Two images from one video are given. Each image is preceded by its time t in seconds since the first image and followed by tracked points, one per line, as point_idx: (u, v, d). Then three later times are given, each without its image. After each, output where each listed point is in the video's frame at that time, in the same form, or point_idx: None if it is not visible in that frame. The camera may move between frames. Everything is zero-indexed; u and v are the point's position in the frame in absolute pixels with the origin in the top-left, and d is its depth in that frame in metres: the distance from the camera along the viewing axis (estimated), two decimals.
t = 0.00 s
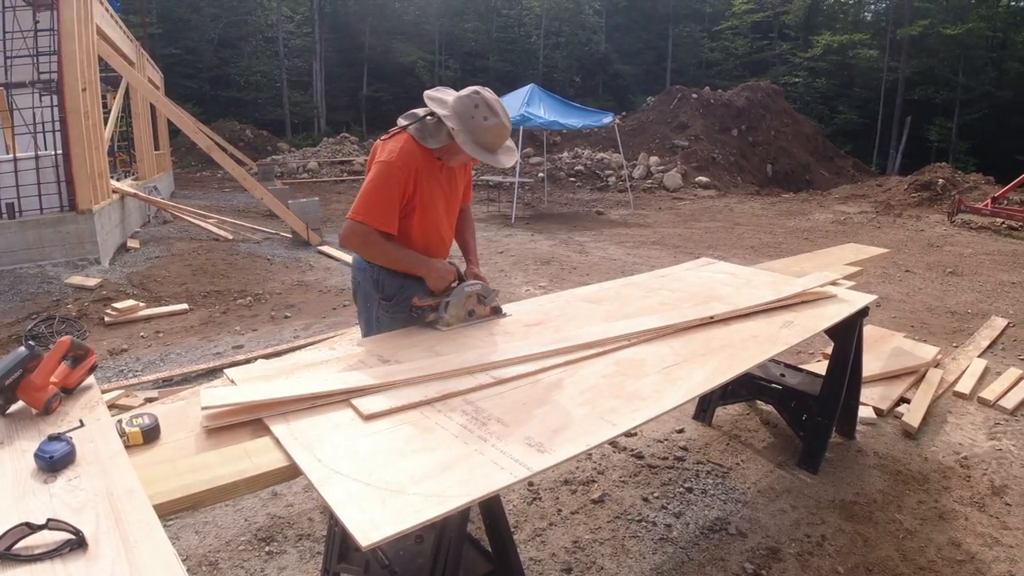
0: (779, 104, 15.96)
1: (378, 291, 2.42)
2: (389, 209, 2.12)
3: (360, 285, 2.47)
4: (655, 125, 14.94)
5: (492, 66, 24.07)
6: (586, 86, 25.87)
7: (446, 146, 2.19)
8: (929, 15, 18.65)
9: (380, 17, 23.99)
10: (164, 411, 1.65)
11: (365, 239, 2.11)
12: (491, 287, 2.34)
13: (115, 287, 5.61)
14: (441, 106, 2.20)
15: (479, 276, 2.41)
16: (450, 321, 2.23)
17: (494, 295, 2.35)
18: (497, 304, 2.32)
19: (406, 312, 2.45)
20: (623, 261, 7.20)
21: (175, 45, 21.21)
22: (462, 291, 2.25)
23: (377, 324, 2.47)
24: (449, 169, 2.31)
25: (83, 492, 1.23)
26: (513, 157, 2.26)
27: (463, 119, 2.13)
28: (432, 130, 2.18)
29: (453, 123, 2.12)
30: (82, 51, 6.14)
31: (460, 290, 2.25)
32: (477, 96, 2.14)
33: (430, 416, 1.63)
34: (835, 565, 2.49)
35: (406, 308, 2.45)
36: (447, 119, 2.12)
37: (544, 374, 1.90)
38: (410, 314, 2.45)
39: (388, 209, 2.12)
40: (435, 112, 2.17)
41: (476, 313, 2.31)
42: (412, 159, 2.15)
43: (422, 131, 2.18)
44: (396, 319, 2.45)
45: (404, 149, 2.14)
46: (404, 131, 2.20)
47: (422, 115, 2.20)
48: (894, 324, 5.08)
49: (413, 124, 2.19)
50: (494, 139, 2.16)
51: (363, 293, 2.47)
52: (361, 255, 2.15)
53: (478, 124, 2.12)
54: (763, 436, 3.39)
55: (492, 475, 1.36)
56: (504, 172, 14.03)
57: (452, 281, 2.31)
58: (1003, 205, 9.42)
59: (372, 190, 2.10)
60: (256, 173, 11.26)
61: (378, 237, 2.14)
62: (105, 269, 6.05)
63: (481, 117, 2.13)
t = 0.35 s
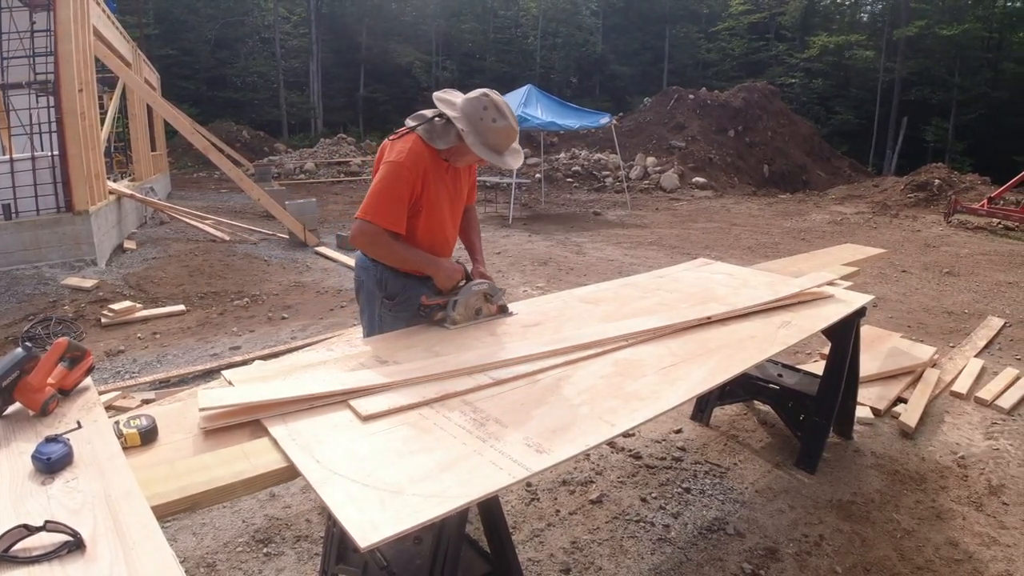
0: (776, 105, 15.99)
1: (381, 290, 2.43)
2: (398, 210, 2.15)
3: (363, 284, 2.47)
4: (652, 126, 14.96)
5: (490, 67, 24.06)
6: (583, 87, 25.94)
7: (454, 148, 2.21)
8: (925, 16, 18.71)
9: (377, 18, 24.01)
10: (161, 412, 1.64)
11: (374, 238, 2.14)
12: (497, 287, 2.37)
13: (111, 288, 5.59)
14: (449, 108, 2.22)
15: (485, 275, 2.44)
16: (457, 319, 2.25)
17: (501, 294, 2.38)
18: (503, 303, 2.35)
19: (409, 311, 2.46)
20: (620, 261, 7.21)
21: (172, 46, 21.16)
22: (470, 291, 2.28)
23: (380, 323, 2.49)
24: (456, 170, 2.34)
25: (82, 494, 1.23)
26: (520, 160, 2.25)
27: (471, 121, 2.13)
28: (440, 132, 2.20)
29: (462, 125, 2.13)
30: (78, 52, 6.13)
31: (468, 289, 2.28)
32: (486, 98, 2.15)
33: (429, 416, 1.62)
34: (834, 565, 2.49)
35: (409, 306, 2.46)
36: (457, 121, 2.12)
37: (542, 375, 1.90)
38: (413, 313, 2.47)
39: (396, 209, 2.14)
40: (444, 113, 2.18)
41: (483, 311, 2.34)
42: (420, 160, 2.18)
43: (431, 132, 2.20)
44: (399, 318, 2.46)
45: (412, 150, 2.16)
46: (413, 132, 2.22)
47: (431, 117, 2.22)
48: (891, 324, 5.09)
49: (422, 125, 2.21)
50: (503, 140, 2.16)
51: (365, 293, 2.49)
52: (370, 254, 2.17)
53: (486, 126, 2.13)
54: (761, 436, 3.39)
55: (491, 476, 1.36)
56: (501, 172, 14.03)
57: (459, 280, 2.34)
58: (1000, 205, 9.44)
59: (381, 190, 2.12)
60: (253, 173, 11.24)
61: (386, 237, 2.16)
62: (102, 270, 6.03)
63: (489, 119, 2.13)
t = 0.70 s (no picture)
0: (773, 105, 16.01)
1: (386, 289, 2.44)
2: (408, 209, 2.15)
3: (367, 283, 2.47)
4: (650, 126, 14.98)
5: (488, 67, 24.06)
6: (581, 87, 26.00)
7: (462, 148, 2.23)
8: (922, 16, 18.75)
9: (375, 18, 24.05)
10: (158, 413, 1.64)
11: (384, 238, 2.14)
12: (504, 284, 2.40)
13: (108, 289, 5.58)
14: (457, 109, 2.25)
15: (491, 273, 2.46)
16: (465, 317, 2.28)
17: (507, 292, 2.40)
18: (510, 301, 2.38)
19: (413, 310, 2.49)
20: (618, 261, 7.22)
21: (169, 47, 21.13)
22: (477, 288, 2.30)
23: (384, 323, 2.49)
24: (462, 171, 2.36)
25: (79, 494, 1.23)
26: (525, 161, 2.35)
27: (481, 122, 2.19)
28: (449, 132, 2.22)
29: (471, 125, 2.20)
30: (75, 52, 6.12)
31: (476, 286, 2.30)
32: (494, 99, 2.22)
33: (427, 416, 1.62)
34: (832, 564, 2.49)
35: (413, 305, 2.49)
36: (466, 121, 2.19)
37: (539, 375, 1.90)
38: (417, 312, 2.49)
39: (406, 209, 2.15)
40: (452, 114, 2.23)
41: (490, 309, 2.36)
42: (429, 160, 2.18)
43: (439, 133, 2.22)
44: (404, 317, 2.49)
45: (422, 150, 2.17)
46: (420, 132, 2.23)
47: (438, 118, 2.24)
48: (888, 323, 5.10)
49: (430, 126, 2.23)
50: (510, 141, 2.23)
51: (369, 292, 2.49)
52: (379, 254, 2.18)
53: (495, 127, 2.19)
54: (759, 436, 3.39)
55: (489, 475, 1.36)
56: (499, 173, 14.04)
57: (466, 278, 2.35)
58: (998, 205, 9.45)
59: (391, 190, 2.13)
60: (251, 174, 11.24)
61: (396, 236, 2.16)
62: (99, 271, 6.02)
63: (498, 121, 2.20)
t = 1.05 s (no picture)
0: (770, 105, 16.05)
1: (393, 290, 2.47)
2: (420, 209, 2.18)
3: (374, 282, 2.50)
4: (647, 126, 15.00)
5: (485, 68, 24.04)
6: (579, 87, 26.04)
7: (471, 150, 2.26)
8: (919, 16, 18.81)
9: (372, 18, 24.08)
10: (156, 414, 1.64)
11: (397, 238, 2.17)
12: (512, 282, 2.44)
13: (105, 290, 5.58)
14: (467, 112, 2.27)
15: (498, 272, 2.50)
16: (474, 315, 2.32)
17: (515, 290, 2.45)
18: (518, 299, 2.42)
19: (419, 310, 2.53)
20: (616, 262, 7.23)
21: (167, 47, 21.12)
22: (487, 286, 2.34)
23: (390, 322, 2.52)
24: (470, 172, 2.38)
25: (76, 495, 1.23)
26: (532, 163, 2.37)
27: (491, 124, 2.22)
28: (459, 134, 2.24)
29: (481, 128, 2.22)
30: (73, 53, 6.12)
31: (485, 284, 2.33)
32: (504, 102, 2.23)
33: (425, 416, 1.62)
34: (829, 563, 2.50)
35: (420, 305, 2.52)
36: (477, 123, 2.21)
37: (536, 376, 1.90)
38: (424, 311, 2.53)
39: (418, 210, 2.18)
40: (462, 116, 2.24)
41: (499, 307, 2.40)
42: (440, 161, 2.21)
43: (449, 134, 2.24)
44: (411, 316, 2.52)
45: (433, 151, 2.19)
46: (431, 134, 2.25)
47: (448, 120, 2.26)
48: (885, 323, 5.11)
49: (440, 128, 2.25)
50: (519, 143, 2.26)
51: (376, 292, 2.52)
52: (392, 254, 2.20)
53: (504, 129, 2.22)
54: (756, 436, 3.40)
55: (486, 475, 1.36)
56: (497, 173, 14.05)
57: (475, 277, 2.39)
58: (994, 205, 9.47)
59: (404, 191, 2.15)
60: (249, 174, 11.24)
61: (409, 236, 2.19)
62: (96, 272, 6.01)
63: (508, 123, 2.22)
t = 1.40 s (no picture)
0: (769, 106, 16.08)
1: (402, 289, 2.51)
2: (430, 208, 2.22)
3: (384, 282, 2.53)
4: (646, 127, 15.02)
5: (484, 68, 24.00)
6: (578, 88, 26.05)
7: (481, 151, 2.30)
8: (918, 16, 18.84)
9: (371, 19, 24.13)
10: (155, 415, 1.64)
11: (408, 237, 2.21)
12: (520, 282, 2.47)
13: (104, 291, 5.58)
14: (477, 114, 2.32)
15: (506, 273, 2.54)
16: (482, 314, 2.35)
17: (523, 290, 2.48)
18: (525, 298, 2.45)
19: (428, 310, 2.56)
20: (615, 262, 7.23)
21: (166, 48, 21.10)
22: (495, 286, 2.37)
23: (399, 321, 2.55)
24: (479, 174, 2.42)
25: (75, 497, 1.23)
26: (540, 163, 2.42)
27: (501, 125, 2.27)
28: (469, 135, 2.29)
29: (491, 128, 2.26)
30: (71, 53, 6.11)
31: (493, 284, 2.37)
32: (514, 103, 2.28)
33: (423, 418, 1.62)
34: (827, 564, 2.50)
35: (428, 305, 2.55)
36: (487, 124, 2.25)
37: (534, 377, 1.89)
38: (432, 311, 2.56)
39: (429, 209, 2.22)
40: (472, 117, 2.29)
41: (507, 306, 2.44)
42: (450, 161, 2.25)
43: (460, 135, 2.28)
44: (420, 316, 2.56)
45: (444, 152, 2.24)
46: (442, 136, 2.30)
47: (459, 122, 2.30)
48: (884, 324, 5.11)
49: (451, 129, 2.29)
50: (529, 143, 2.30)
51: (385, 292, 2.55)
52: (403, 252, 2.24)
53: (514, 129, 2.27)
54: (755, 437, 3.40)
55: (483, 477, 1.36)
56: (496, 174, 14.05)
57: (483, 276, 2.42)
58: (993, 205, 9.47)
59: (415, 190, 2.20)
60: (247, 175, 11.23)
61: (420, 234, 2.22)
62: (95, 273, 6.01)
63: (517, 124, 2.27)
